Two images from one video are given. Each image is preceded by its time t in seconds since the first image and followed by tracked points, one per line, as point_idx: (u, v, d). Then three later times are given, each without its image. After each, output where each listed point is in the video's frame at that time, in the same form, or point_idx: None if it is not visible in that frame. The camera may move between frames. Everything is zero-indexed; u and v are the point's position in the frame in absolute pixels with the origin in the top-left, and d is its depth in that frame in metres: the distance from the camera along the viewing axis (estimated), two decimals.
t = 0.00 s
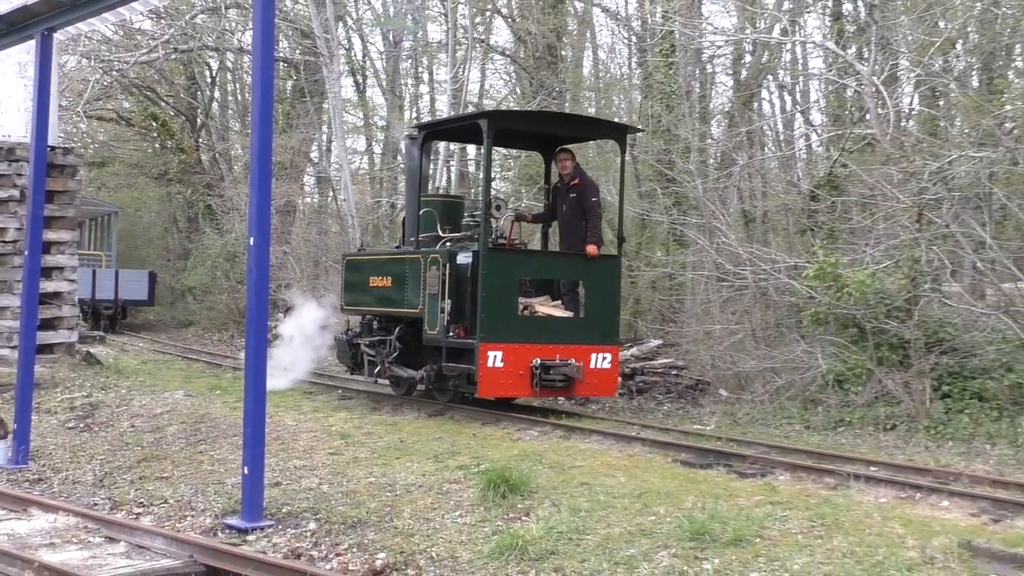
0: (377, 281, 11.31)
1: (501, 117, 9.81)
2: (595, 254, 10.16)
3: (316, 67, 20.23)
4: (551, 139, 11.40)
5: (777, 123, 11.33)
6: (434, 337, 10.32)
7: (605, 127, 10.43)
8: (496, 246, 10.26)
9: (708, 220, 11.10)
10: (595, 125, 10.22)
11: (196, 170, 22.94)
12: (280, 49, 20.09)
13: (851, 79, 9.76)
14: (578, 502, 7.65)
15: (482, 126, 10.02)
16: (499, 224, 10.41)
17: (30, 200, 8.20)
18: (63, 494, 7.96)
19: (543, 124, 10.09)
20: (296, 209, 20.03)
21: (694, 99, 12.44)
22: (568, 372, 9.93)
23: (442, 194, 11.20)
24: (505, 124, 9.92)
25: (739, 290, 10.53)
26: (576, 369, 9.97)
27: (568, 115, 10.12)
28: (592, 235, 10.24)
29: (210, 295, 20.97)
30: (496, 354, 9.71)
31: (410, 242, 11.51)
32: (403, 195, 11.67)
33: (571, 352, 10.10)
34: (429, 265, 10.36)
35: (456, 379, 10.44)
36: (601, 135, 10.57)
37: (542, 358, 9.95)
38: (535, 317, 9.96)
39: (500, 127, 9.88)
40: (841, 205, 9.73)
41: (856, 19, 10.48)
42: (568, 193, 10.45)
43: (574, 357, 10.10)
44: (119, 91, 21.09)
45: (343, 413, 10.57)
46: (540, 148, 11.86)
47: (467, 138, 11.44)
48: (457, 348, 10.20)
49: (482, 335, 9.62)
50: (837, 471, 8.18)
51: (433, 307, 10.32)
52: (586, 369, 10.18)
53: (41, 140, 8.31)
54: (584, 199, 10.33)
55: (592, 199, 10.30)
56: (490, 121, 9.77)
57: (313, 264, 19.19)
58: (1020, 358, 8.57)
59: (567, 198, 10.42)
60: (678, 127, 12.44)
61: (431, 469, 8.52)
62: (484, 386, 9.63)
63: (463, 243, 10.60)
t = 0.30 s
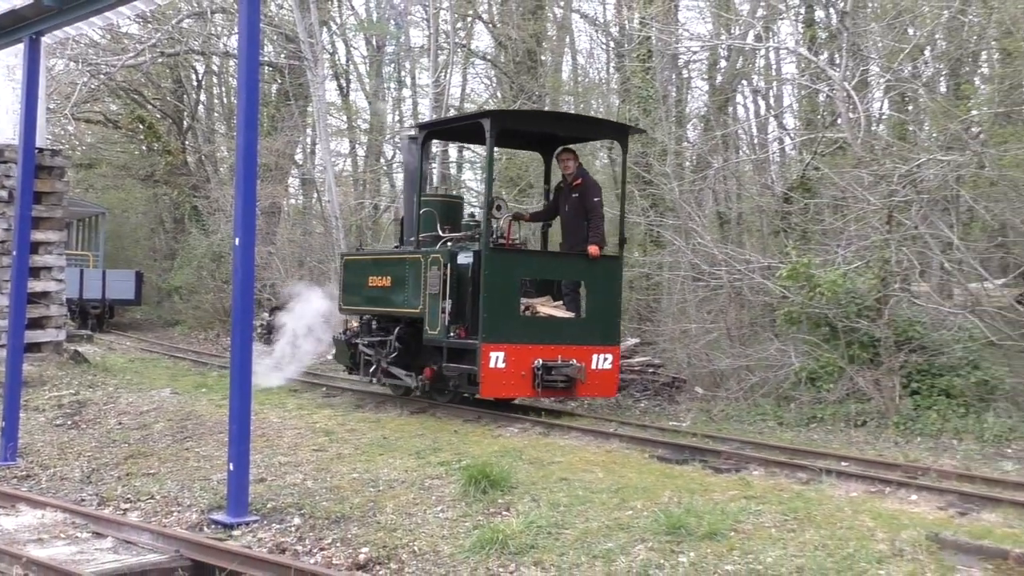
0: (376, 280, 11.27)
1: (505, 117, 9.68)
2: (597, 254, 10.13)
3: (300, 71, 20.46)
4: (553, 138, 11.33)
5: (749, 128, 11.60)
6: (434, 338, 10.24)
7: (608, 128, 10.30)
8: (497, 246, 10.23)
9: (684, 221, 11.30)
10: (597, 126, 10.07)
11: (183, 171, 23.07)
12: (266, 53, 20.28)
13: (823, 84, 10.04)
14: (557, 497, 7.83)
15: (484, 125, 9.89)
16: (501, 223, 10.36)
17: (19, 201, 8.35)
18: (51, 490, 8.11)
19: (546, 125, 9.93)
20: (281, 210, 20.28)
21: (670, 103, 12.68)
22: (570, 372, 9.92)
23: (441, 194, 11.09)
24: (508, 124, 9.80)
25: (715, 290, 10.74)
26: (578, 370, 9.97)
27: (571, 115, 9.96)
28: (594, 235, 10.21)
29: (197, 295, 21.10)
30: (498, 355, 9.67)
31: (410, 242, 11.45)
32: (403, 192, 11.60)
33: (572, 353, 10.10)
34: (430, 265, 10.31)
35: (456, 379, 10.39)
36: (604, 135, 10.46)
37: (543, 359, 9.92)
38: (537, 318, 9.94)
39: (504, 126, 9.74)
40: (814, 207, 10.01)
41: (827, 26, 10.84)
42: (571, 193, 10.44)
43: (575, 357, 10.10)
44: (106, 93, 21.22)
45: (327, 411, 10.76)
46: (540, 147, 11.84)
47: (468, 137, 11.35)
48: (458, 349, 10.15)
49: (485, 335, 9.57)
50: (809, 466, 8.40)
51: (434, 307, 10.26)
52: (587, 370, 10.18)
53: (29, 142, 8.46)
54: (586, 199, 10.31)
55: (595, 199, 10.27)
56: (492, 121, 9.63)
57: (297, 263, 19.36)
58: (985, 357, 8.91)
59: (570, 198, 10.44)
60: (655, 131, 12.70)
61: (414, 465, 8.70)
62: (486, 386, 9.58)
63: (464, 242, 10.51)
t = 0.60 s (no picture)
0: (379, 280, 11.32)
1: (511, 117, 9.56)
2: (603, 254, 10.13)
3: (289, 76, 20.72)
4: (557, 137, 11.28)
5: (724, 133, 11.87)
6: (440, 338, 10.19)
7: (614, 129, 10.23)
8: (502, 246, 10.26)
9: (664, 222, 11.56)
10: (603, 127, 9.98)
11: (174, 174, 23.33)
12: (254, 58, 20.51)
13: (799, 89, 10.51)
14: (540, 492, 8.02)
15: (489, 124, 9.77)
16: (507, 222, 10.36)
17: (12, 202, 8.51)
18: (44, 486, 8.28)
19: (554, 126, 9.84)
20: (269, 212, 20.43)
21: (650, 107, 12.96)
22: (576, 373, 9.89)
23: (445, 195, 11.13)
24: (514, 124, 9.68)
25: (694, 290, 11.03)
26: (584, 371, 9.94)
27: (578, 116, 9.87)
28: (601, 234, 10.18)
29: (187, 295, 21.28)
30: (504, 356, 9.64)
31: (412, 242, 11.41)
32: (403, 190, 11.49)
33: (578, 354, 10.08)
34: (435, 265, 10.28)
35: (460, 380, 10.37)
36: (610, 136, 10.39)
37: (549, 360, 9.89)
38: (543, 318, 9.91)
39: (510, 126, 9.61)
40: (790, 209, 10.42)
41: (802, 33, 11.16)
42: (578, 194, 10.50)
43: (581, 358, 10.08)
44: (98, 97, 21.41)
45: (315, 408, 10.97)
46: (542, 146, 11.79)
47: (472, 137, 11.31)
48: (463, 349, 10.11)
49: (490, 336, 9.53)
50: (785, 462, 8.62)
51: (439, 307, 10.21)
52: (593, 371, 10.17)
53: (22, 144, 8.62)
54: (593, 199, 10.34)
55: (602, 199, 10.29)
56: (499, 121, 9.54)
57: (285, 264, 19.50)
58: (956, 355, 9.19)
59: (576, 198, 10.51)
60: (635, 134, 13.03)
61: (400, 461, 8.91)
62: (493, 387, 9.55)
63: (469, 242, 10.47)
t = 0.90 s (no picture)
0: (379, 281, 11.30)
1: (514, 116, 9.48)
2: (605, 254, 10.13)
3: (274, 79, 20.86)
4: (556, 137, 11.18)
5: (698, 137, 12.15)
6: (442, 339, 10.14)
7: (616, 129, 10.21)
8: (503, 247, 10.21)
9: (642, 224, 11.85)
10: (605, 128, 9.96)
11: (161, 176, 23.49)
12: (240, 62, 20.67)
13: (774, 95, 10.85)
14: (520, 488, 8.21)
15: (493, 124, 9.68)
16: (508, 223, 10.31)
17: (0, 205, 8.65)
18: (32, 483, 8.43)
19: (557, 126, 9.79)
20: (255, 214, 20.60)
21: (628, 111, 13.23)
22: (580, 373, 9.84)
23: (445, 196, 11.17)
24: (517, 124, 9.59)
25: (670, 290, 11.40)
26: (587, 371, 9.90)
27: (580, 116, 9.80)
28: (603, 235, 10.14)
29: (174, 295, 21.42)
30: (506, 357, 9.59)
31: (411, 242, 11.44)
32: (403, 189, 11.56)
33: (580, 354, 10.03)
34: (436, 265, 10.24)
35: (462, 380, 10.37)
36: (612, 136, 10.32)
37: (552, 360, 9.85)
38: (545, 319, 9.87)
39: (514, 126, 9.52)
40: (764, 211, 10.69)
41: (776, 39, 11.56)
42: (579, 194, 10.42)
43: (583, 359, 10.04)
44: (86, 100, 21.54)
45: (299, 406, 11.17)
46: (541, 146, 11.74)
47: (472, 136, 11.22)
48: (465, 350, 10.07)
49: (493, 337, 9.48)
50: (759, 457, 8.85)
51: (441, 308, 10.16)
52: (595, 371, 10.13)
53: (10, 147, 8.76)
54: (594, 200, 10.26)
55: (603, 200, 10.22)
56: (502, 121, 9.42)
57: (271, 264, 19.64)
58: (925, 353, 9.52)
59: (578, 199, 10.43)
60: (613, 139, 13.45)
61: (383, 457, 9.10)
62: (496, 387, 9.49)
63: (470, 243, 10.42)
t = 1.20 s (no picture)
0: (377, 281, 11.36)
1: (514, 116, 9.51)
2: (605, 255, 10.19)
3: (258, 84, 21.01)
4: (554, 137, 11.20)
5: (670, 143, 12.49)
6: (442, 339, 10.19)
7: (615, 130, 10.28)
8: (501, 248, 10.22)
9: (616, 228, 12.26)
10: (603, 128, 10.01)
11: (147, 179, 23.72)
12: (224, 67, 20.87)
13: (744, 100, 11.15)
14: (499, 483, 8.42)
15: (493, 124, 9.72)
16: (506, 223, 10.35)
17: None
18: (18, 480, 8.59)
19: (557, 126, 9.84)
20: (239, 216, 20.79)
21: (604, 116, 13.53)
22: (580, 374, 9.89)
23: (443, 196, 11.22)
24: (517, 124, 9.64)
25: (644, 290, 11.77)
26: (587, 371, 9.95)
27: (578, 116, 9.85)
28: (601, 235, 10.19)
29: (159, 295, 21.61)
30: (508, 357, 9.62)
31: (409, 241, 11.55)
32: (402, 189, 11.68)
33: (580, 355, 10.09)
34: (436, 266, 10.31)
35: (461, 380, 10.48)
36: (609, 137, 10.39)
37: (553, 361, 9.90)
38: (546, 319, 9.91)
39: (515, 125, 9.56)
40: (736, 214, 11.06)
41: (746, 46, 11.98)
42: (575, 194, 10.46)
43: (583, 359, 10.10)
44: (72, 104, 21.68)
45: (283, 403, 11.39)
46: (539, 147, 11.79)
47: (468, 135, 11.22)
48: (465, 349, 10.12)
49: (495, 338, 9.51)
50: (730, 453, 9.11)
51: (441, 308, 10.21)
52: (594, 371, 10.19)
53: None
54: (590, 200, 10.30)
55: (599, 200, 10.27)
56: (504, 121, 9.47)
57: (255, 265, 19.82)
58: (891, 351, 9.91)
59: (574, 199, 10.46)
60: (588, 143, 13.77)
61: (365, 453, 9.32)
62: (497, 388, 9.54)
63: (469, 243, 10.47)
